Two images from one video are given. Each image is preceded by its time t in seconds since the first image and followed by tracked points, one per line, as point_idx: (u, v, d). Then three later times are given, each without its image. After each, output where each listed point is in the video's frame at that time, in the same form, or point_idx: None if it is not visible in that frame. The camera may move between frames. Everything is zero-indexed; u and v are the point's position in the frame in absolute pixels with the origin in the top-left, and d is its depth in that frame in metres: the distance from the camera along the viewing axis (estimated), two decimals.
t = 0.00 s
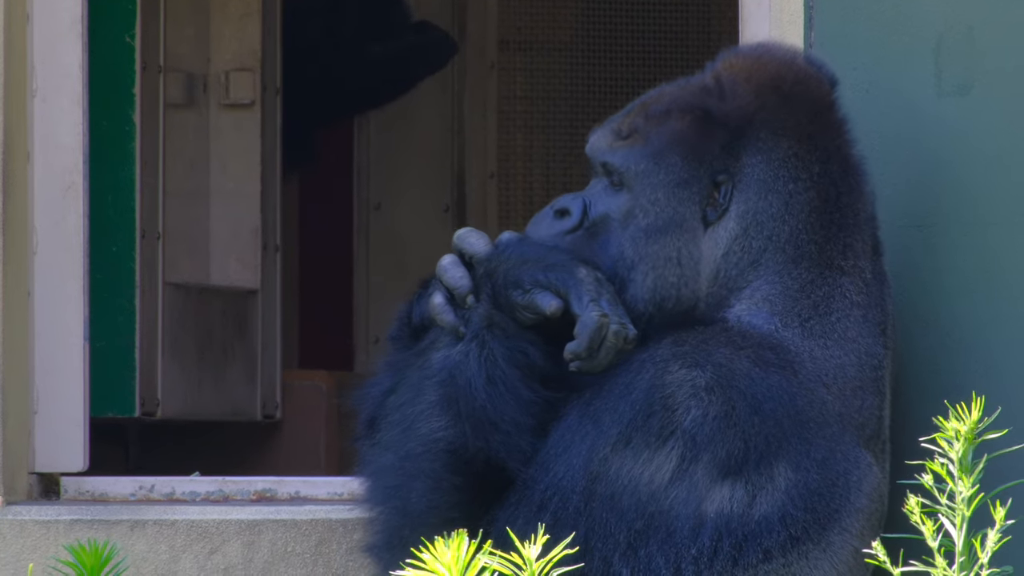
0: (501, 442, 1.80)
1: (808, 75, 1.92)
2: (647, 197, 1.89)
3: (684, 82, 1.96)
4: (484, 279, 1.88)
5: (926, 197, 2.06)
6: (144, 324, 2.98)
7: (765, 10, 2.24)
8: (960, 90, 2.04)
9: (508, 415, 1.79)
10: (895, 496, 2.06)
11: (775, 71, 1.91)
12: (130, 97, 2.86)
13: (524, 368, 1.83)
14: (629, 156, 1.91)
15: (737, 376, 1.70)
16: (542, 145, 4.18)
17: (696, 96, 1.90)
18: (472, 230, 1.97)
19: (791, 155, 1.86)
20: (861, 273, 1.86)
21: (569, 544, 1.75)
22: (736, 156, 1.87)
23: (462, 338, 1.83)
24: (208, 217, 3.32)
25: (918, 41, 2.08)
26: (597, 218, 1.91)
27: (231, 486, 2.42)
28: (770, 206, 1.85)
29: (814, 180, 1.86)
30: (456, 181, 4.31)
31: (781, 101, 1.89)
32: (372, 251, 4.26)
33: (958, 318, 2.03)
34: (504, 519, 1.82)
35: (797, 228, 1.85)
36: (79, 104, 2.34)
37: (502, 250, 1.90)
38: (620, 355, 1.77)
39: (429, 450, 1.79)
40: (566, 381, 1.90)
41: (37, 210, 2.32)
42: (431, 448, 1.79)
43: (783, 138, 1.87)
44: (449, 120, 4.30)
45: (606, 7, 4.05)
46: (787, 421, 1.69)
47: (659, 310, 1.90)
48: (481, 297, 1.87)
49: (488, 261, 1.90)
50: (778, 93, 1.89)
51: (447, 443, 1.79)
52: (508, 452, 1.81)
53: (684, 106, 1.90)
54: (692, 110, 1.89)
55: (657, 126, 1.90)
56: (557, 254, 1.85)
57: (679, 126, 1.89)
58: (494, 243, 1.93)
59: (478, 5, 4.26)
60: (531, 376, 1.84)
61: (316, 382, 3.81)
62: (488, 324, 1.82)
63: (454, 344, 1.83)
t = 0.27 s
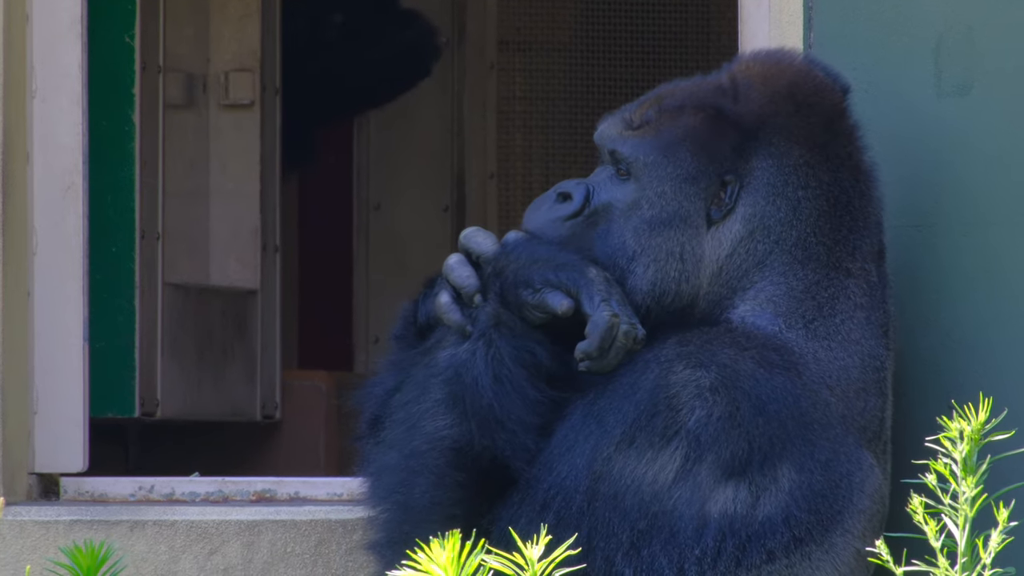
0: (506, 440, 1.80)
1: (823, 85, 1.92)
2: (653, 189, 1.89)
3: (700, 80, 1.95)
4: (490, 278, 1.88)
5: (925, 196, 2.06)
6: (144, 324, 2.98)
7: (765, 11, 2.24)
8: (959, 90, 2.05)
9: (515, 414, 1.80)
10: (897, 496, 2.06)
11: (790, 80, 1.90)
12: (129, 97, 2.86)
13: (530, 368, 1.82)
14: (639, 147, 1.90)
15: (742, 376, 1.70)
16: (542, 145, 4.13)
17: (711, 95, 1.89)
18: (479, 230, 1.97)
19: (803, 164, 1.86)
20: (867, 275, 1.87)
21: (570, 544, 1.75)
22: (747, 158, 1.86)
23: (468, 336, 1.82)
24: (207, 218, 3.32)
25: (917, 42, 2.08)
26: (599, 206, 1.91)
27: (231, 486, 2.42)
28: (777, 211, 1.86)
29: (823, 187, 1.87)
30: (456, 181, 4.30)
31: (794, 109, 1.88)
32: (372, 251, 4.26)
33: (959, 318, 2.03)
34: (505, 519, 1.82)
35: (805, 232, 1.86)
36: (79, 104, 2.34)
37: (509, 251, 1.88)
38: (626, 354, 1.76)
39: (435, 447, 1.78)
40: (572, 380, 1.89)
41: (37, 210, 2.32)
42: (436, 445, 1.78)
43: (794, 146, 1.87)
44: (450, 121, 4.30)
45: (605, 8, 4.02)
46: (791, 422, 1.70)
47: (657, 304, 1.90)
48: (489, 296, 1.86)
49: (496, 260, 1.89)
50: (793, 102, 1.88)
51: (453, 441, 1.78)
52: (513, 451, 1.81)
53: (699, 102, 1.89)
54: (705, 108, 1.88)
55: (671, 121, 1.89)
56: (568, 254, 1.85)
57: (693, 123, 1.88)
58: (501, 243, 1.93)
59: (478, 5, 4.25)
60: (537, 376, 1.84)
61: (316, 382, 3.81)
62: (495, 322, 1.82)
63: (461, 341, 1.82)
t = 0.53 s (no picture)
0: (506, 438, 1.80)
1: (825, 85, 1.92)
2: (655, 188, 1.89)
3: (702, 79, 1.95)
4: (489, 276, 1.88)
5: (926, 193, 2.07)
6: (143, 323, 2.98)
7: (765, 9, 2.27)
8: (958, 88, 2.04)
9: (514, 412, 1.80)
10: (896, 494, 2.06)
11: (791, 80, 1.90)
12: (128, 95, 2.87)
13: (529, 365, 1.82)
14: (640, 145, 1.91)
15: (742, 375, 1.70)
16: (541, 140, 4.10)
17: (713, 94, 1.90)
18: (478, 228, 1.97)
19: (804, 164, 1.86)
20: (867, 274, 1.87)
21: (569, 543, 1.76)
22: (748, 157, 1.86)
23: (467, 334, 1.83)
24: (207, 216, 3.33)
25: (916, 41, 2.09)
26: (600, 204, 1.91)
27: (231, 484, 2.42)
28: (778, 211, 1.86)
29: (823, 189, 1.86)
30: (455, 179, 4.31)
31: (796, 109, 1.88)
32: (371, 249, 4.27)
33: (957, 314, 2.04)
34: (506, 517, 1.82)
35: (806, 231, 1.85)
36: (78, 102, 2.34)
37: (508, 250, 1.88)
38: (626, 352, 1.78)
39: (434, 445, 1.78)
40: (572, 378, 1.90)
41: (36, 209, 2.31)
42: (436, 443, 1.78)
43: (796, 146, 1.86)
44: (449, 119, 4.32)
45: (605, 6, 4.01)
46: (792, 422, 1.70)
47: (657, 304, 1.91)
48: (488, 294, 1.87)
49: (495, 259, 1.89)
50: (795, 101, 1.88)
51: (452, 440, 1.78)
52: (513, 449, 1.81)
53: (700, 101, 1.90)
54: (707, 107, 1.89)
55: (672, 119, 1.90)
56: (567, 252, 1.85)
57: (695, 121, 1.89)
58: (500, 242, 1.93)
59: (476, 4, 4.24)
60: (536, 374, 1.84)
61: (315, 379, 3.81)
62: (494, 321, 1.82)
63: (460, 340, 1.83)
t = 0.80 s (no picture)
0: (504, 438, 1.80)
1: (823, 84, 1.92)
2: (653, 188, 1.89)
3: (701, 78, 1.95)
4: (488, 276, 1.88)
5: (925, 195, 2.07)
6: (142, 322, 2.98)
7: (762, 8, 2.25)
8: (958, 88, 2.04)
9: (512, 412, 1.79)
10: (894, 493, 2.06)
11: (789, 78, 1.90)
12: (127, 95, 2.86)
13: (528, 366, 1.82)
14: (639, 145, 1.90)
15: (740, 375, 1.70)
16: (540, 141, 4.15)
17: (711, 93, 1.90)
18: (475, 228, 1.97)
19: (803, 163, 1.86)
20: (865, 273, 1.87)
21: (568, 543, 1.75)
22: (746, 157, 1.87)
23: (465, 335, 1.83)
24: (206, 216, 3.33)
25: (916, 40, 2.08)
26: (598, 204, 1.91)
27: (229, 484, 2.42)
28: (777, 210, 1.86)
29: (823, 187, 1.87)
30: (454, 179, 4.32)
31: (794, 108, 1.88)
32: (371, 249, 4.27)
33: (956, 314, 2.03)
34: (505, 517, 1.82)
35: (805, 230, 1.85)
36: (77, 102, 2.34)
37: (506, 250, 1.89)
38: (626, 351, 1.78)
39: (433, 446, 1.78)
40: (571, 378, 1.90)
41: (34, 208, 2.31)
42: (434, 444, 1.78)
43: (794, 146, 1.87)
44: (448, 118, 4.32)
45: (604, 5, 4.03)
46: (791, 422, 1.70)
47: (655, 302, 1.91)
48: (486, 295, 1.87)
49: (493, 258, 1.89)
50: (792, 101, 1.88)
51: (451, 440, 1.78)
52: (512, 449, 1.80)
53: (699, 100, 1.89)
54: (705, 107, 1.89)
55: (670, 119, 1.90)
56: (566, 252, 1.85)
57: (693, 121, 1.88)
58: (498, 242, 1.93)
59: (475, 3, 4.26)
60: (535, 374, 1.84)
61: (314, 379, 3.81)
62: (493, 321, 1.82)
63: (458, 340, 1.83)
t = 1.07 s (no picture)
0: (498, 439, 1.80)
1: (795, 67, 1.92)
2: (644, 204, 1.89)
3: (672, 81, 1.96)
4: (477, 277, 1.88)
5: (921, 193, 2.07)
6: (141, 322, 2.99)
7: (760, 8, 2.27)
8: (957, 88, 2.04)
9: (506, 412, 1.80)
10: (892, 493, 2.06)
11: (759, 65, 1.91)
12: (125, 95, 2.87)
13: (520, 365, 1.82)
14: (619, 165, 1.90)
15: (738, 375, 1.70)
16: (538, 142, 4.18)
17: (683, 95, 1.90)
18: (461, 229, 1.97)
19: (784, 146, 1.87)
20: (857, 268, 1.86)
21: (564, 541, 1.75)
22: (727, 151, 1.87)
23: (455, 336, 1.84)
24: (204, 216, 3.35)
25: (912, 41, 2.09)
26: (595, 229, 1.91)
27: (227, 484, 2.42)
28: (763, 198, 1.86)
29: (807, 170, 1.87)
30: (452, 179, 4.32)
31: (767, 93, 1.89)
32: (369, 250, 4.27)
33: (953, 313, 2.04)
34: (502, 517, 1.82)
35: (800, 229, 1.86)
36: (75, 102, 2.33)
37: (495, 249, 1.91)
38: (620, 351, 1.77)
39: (427, 448, 1.79)
40: (562, 378, 1.90)
41: (31, 209, 2.32)
42: (428, 446, 1.79)
43: (772, 129, 1.88)
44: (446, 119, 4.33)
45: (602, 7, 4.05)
46: (787, 421, 1.70)
47: (663, 315, 1.90)
48: (474, 296, 1.87)
49: (480, 260, 1.90)
50: (766, 86, 1.89)
51: (445, 442, 1.79)
52: (507, 450, 1.81)
53: (672, 105, 1.90)
54: (679, 110, 1.89)
55: (646, 129, 1.90)
56: (552, 250, 1.85)
57: (668, 128, 1.89)
58: (486, 242, 1.94)
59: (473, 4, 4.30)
60: (527, 373, 1.84)
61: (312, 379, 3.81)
62: (483, 321, 1.82)
63: (449, 343, 1.84)
